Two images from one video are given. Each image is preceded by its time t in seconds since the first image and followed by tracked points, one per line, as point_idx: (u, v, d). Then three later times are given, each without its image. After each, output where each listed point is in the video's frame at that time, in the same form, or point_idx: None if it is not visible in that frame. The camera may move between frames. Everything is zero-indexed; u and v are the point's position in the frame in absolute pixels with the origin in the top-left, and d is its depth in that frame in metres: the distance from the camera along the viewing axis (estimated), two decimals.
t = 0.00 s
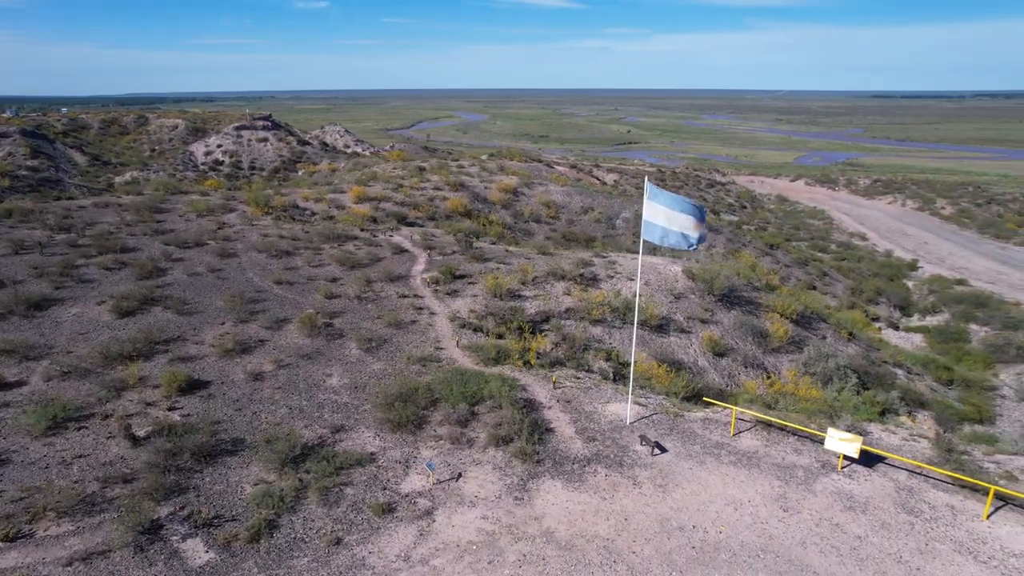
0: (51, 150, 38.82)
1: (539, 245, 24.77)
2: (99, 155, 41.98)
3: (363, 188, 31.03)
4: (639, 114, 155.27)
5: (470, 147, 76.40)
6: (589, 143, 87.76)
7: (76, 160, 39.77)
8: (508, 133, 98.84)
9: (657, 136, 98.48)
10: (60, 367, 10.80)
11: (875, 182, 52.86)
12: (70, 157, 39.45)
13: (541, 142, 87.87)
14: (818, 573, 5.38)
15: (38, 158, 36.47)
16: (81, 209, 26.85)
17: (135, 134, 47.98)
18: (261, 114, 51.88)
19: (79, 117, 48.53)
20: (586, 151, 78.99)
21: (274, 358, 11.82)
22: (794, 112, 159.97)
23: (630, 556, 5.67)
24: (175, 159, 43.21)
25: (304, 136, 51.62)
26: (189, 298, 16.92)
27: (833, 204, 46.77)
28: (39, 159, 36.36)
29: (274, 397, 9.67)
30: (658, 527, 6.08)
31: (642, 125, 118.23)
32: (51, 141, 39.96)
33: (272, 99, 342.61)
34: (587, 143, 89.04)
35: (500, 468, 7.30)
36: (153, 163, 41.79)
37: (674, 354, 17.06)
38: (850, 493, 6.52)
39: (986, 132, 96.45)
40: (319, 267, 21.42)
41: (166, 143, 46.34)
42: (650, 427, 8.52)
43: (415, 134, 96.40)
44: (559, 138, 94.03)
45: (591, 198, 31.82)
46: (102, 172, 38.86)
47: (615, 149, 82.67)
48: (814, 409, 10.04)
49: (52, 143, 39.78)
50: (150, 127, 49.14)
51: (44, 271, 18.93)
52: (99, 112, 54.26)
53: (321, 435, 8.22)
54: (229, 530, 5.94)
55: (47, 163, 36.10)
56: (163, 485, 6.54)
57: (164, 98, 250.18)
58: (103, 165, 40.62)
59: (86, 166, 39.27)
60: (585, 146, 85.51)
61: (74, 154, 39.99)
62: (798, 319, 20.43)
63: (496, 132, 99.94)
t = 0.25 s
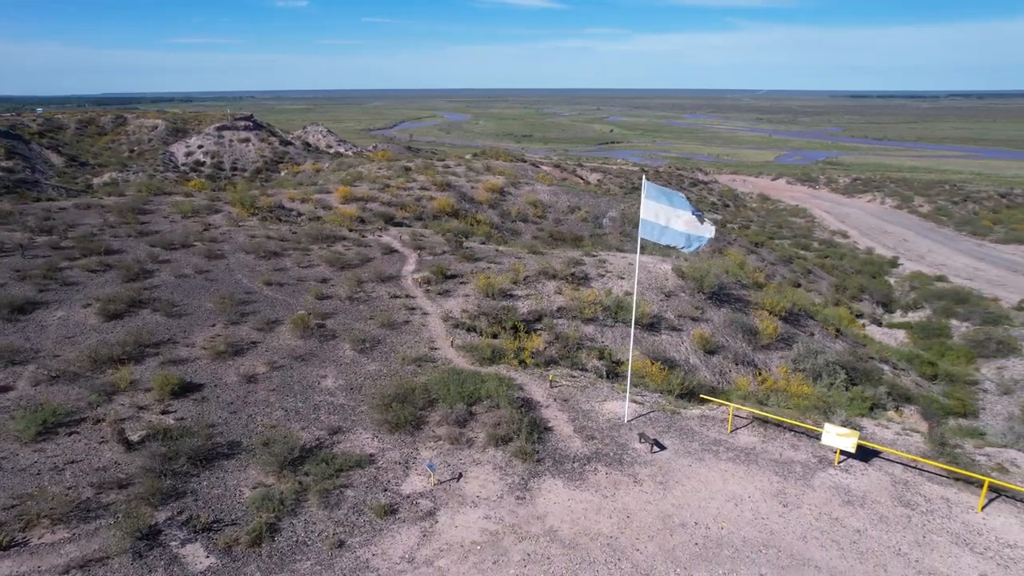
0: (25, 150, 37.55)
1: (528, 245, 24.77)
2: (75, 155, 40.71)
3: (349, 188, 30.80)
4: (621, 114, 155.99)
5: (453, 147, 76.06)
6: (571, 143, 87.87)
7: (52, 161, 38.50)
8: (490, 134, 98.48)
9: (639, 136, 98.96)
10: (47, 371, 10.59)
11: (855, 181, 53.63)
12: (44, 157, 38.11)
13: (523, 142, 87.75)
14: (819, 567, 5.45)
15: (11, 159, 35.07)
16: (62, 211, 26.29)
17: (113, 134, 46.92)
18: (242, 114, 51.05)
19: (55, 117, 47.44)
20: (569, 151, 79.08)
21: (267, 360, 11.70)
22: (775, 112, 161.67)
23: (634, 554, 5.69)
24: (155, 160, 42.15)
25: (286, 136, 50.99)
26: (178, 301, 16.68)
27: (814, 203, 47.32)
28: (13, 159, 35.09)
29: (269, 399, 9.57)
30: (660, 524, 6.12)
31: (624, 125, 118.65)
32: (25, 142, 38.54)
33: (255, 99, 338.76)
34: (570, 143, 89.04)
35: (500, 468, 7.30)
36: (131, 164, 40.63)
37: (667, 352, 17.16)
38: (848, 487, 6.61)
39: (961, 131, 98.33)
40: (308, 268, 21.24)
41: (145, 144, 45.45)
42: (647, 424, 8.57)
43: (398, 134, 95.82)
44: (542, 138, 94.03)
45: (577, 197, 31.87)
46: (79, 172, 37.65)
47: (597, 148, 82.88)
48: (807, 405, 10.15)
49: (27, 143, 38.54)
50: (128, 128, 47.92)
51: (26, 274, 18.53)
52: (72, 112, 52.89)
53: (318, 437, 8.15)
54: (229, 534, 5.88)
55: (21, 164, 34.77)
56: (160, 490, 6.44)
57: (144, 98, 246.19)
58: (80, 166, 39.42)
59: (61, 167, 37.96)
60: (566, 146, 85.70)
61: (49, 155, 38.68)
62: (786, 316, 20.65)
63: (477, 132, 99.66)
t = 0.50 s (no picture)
0: None
1: (516, 245, 24.76)
2: (47, 156, 39.56)
3: (333, 189, 30.50)
4: (600, 114, 156.58)
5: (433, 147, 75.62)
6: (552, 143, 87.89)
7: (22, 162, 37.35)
8: (471, 134, 98.14)
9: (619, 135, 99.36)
10: (31, 378, 10.35)
11: (831, 179, 54.43)
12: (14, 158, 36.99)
13: (504, 142, 87.50)
14: (820, 561, 5.52)
15: None
16: (38, 214, 25.64)
17: (85, 134, 45.75)
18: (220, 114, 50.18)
19: (26, 118, 46.18)
20: (550, 151, 79.08)
21: (259, 363, 11.55)
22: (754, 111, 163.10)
23: (637, 552, 5.71)
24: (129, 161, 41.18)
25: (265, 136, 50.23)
26: (163, 304, 16.39)
27: (793, 201, 47.92)
28: None
29: (262, 402, 9.45)
30: (662, 522, 6.15)
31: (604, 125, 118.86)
32: None
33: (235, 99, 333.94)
34: (551, 142, 89.04)
35: (500, 468, 7.28)
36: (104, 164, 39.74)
37: (657, 350, 17.25)
38: (844, 482, 6.70)
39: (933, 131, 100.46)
40: (295, 269, 21.01)
41: (120, 144, 44.41)
42: (644, 422, 8.61)
43: (379, 134, 95.09)
44: (523, 138, 93.96)
45: (561, 197, 31.91)
46: (52, 174, 36.57)
47: (578, 148, 83.01)
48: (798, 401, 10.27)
49: None
50: (101, 128, 46.83)
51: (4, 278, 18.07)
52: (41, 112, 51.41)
53: (314, 440, 8.07)
54: (228, 540, 5.80)
55: None
56: (156, 497, 6.33)
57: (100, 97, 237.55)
58: (53, 167, 38.27)
59: (34, 168, 36.80)
60: (546, 145, 85.78)
61: (19, 156, 37.52)
62: (773, 314, 20.89)
63: (455, 133, 99.40)
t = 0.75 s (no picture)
0: None
1: (504, 245, 24.73)
2: (20, 157, 38.41)
3: (318, 189, 30.21)
4: (583, 113, 156.66)
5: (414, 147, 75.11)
6: (533, 142, 87.73)
7: None
8: (452, 134, 97.65)
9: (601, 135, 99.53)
10: (17, 382, 10.13)
11: (811, 178, 55.12)
12: None
13: (486, 142, 87.17)
14: (820, 555, 5.58)
15: None
16: (16, 216, 25.02)
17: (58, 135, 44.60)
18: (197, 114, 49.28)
19: None
20: (532, 151, 78.96)
21: (250, 365, 11.41)
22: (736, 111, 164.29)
23: (640, 549, 5.74)
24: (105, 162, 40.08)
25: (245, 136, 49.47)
26: (150, 306, 16.13)
27: (774, 199, 48.41)
28: None
29: (256, 405, 9.33)
30: (664, 519, 6.18)
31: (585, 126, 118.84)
32: None
33: (216, 99, 328.96)
34: (533, 142, 88.91)
35: (499, 468, 7.27)
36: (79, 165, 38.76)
37: (648, 348, 17.32)
38: (841, 476, 6.78)
39: (909, 130, 102.29)
40: (283, 270, 20.78)
41: (96, 145, 43.37)
42: (641, 420, 8.64)
43: (361, 134, 94.28)
44: (506, 138, 93.82)
45: (547, 196, 31.92)
46: (26, 175, 35.52)
47: (559, 148, 82.98)
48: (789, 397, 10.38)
49: None
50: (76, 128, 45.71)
51: None
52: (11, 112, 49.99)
53: (311, 442, 7.99)
54: (227, 544, 5.73)
55: None
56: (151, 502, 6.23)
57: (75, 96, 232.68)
58: (27, 168, 37.13)
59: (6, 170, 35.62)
60: (528, 145, 85.71)
61: None
62: (761, 311, 21.10)
63: (438, 132, 98.90)
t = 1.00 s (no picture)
0: None
1: (490, 245, 24.66)
2: None
3: (299, 189, 29.81)
4: (561, 113, 156.81)
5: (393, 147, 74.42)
6: (512, 142, 87.55)
7: None
8: (431, 134, 96.90)
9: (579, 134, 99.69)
10: None
11: (787, 176, 55.88)
12: None
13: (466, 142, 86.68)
14: (818, 547, 5.66)
15: None
16: None
17: (28, 135, 43.32)
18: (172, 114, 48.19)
19: None
20: (511, 150, 78.77)
21: (240, 368, 11.24)
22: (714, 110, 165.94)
23: (641, 545, 5.78)
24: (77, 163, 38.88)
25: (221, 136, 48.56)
26: (133, 309, 15.80)
27: (752, 198, 48.92)
28: None
29: (247, 407, 9.20)
30: (663, 514, 6.23)
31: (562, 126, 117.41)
32: None
33: (193, 99, 323.49)
34: (513, 142, 88.75)
35: (498, 467, 7.27)
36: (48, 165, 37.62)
37: (637, 345, 17.42)
38: (834, 469, 6.89)
39: (881, 128, 104.31)
40: (269, 272, 20.52)
41: (67, 145, 42.17)
42: (635, 417, 8.70)
43: (338, 134, 93.21)
44: (484, 138, 93.49)
45: (530, 196, 31.91)
46: None
47: (539, 147, 82.92)
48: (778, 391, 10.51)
49: None
50: (45, 128, 44.41)
51: None
52: None
53: (306, 444, 7.92)
54: (226, 550, 5.65)
55: None
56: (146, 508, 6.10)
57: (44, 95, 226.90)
58: None
59: None
60: (507, 145, 85.53)
61: None
62: (746, 307, 21.34)
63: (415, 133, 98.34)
